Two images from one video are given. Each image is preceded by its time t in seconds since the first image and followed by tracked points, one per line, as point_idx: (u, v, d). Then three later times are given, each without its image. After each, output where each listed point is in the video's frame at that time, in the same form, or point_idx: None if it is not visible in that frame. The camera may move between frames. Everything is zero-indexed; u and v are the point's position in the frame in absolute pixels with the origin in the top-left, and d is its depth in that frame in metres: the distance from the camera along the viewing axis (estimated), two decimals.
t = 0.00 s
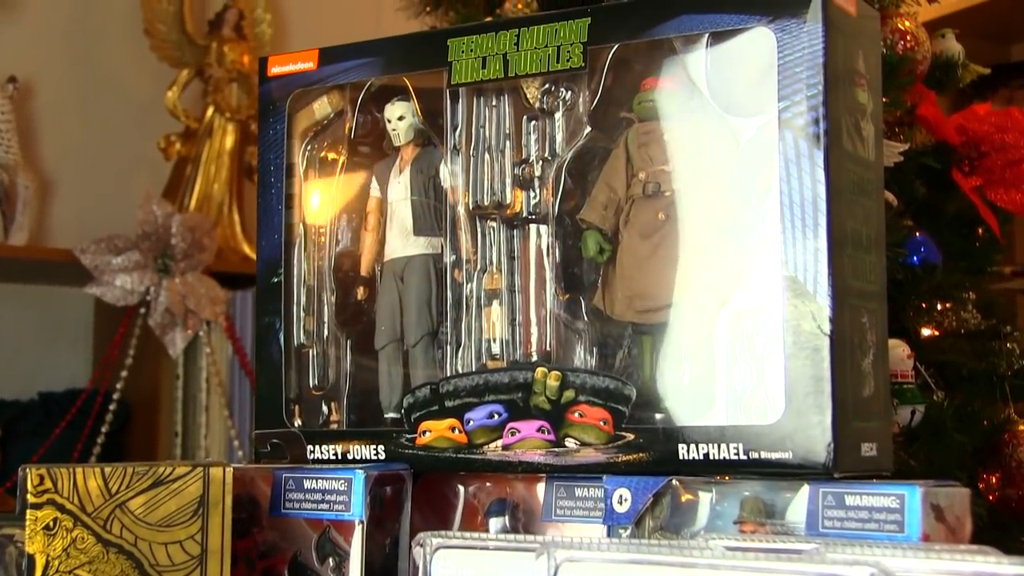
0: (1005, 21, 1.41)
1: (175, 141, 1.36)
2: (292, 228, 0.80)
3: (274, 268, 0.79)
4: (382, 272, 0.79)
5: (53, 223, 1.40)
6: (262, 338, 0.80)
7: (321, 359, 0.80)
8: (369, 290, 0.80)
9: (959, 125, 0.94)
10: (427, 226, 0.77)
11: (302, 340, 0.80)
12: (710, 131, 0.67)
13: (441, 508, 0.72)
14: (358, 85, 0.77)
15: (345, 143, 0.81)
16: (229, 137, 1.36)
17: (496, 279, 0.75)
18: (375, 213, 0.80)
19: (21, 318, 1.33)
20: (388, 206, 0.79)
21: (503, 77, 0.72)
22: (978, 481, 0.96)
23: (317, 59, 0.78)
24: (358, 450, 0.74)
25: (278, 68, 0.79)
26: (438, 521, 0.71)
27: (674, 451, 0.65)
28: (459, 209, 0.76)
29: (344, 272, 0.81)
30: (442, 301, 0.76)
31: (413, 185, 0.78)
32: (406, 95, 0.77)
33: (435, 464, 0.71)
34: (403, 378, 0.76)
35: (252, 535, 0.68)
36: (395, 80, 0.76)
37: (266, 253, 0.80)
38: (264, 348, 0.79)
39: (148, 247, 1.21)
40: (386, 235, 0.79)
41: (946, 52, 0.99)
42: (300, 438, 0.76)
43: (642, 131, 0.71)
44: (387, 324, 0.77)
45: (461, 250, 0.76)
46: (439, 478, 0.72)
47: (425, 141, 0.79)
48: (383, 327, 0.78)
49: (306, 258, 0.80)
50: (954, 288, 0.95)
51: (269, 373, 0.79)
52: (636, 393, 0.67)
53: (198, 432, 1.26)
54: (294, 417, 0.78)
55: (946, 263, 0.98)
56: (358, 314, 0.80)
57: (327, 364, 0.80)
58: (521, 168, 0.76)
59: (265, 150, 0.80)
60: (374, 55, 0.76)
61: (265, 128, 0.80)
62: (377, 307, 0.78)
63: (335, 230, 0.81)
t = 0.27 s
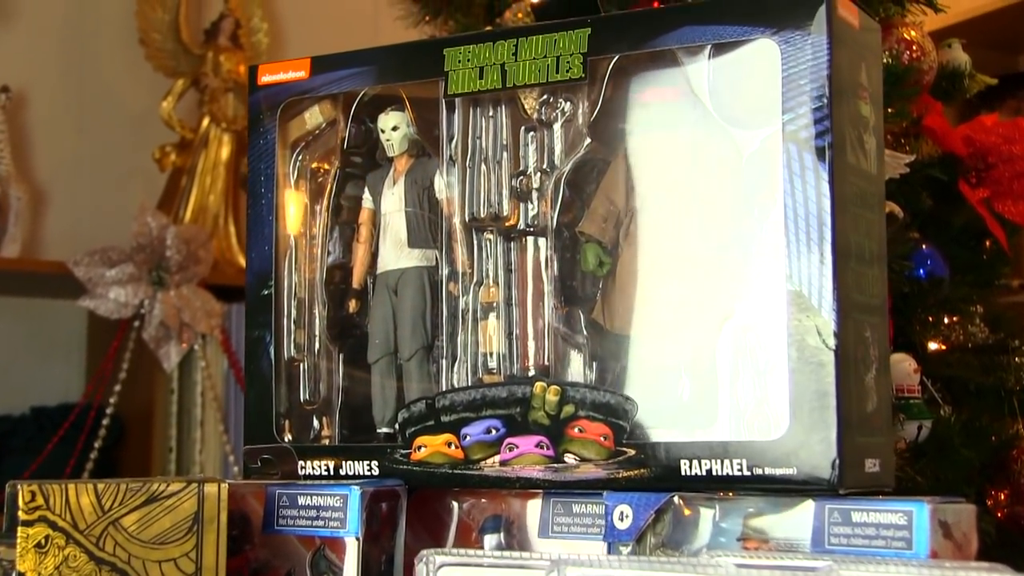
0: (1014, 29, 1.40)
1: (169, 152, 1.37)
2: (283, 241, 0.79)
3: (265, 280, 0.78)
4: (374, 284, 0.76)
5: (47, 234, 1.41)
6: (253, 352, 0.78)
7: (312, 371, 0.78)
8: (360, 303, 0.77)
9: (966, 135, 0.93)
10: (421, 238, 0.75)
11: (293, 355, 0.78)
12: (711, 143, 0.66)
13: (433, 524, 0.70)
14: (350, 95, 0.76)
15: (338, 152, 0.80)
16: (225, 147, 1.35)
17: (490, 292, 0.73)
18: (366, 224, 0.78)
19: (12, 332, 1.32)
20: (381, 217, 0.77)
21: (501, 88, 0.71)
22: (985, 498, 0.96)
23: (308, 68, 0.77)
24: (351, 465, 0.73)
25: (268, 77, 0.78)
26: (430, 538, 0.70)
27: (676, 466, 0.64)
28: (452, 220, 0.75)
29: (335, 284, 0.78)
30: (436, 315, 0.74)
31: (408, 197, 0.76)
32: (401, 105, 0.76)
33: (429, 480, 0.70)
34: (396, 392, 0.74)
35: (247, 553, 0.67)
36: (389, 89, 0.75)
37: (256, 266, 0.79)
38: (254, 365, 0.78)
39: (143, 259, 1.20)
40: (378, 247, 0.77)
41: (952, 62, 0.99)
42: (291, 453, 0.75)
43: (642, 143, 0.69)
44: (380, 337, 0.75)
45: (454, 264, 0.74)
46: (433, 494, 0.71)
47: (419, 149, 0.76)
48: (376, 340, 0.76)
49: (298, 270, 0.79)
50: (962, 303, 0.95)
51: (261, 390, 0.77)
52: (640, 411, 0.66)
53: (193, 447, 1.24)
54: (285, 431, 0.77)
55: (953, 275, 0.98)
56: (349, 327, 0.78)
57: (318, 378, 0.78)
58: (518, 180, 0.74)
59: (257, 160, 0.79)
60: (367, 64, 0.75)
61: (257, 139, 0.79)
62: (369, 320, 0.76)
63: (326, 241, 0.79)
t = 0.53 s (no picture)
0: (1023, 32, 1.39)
1: (163, 156, 1.35)
2: (272, 244, 0.77)
3: (255, 285, 0.76)
4: (367, 290, 0.75)
5: (38, 237, 1.41)
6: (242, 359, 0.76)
7: (303, 377, 0.76)
8: (351, 308, 0.75)
9: (973, 139, 0.92)
10: (415, 242, 0.74)
11: (283, 360, 0.76)
12: (713, 147, 0.65)
13: (426, 535, 0.68)
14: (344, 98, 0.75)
15: (330, 155, 0.77)
16: (220, 151, 1.33)
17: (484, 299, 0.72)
18: (358, 228, 0.76)
19: (4, 336, 1.31)
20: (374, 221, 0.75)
21: (499, 90, 0.70)
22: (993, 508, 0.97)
23: (299, 68, 0.75)
24: (343, 474, 0.72)
25: (258, 77, 0.76)
26: (423, 550, 0.68)
27: (678, 474, 0.63)
28: (446, 225, 0.73)
29: (326, 289, 0.76)
30: (431, 320, 0.73)
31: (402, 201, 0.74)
32: (397, 108, 0.74)
33: (424, 490, 0.69)
34: (390, 399, 0.73)
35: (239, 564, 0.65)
36: (384, 91, 0.73)
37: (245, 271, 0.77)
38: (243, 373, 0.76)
39: (137, 265, 1.19)
40: (371, 251, 0.75)
41: (959, 64, 0.99)
42: (282, 462, 0.73)
43: (643, 146, 0.67)
44: (372, 343, 0.74)
45: (447, 269, 0.73)
46: (425, 503, 0.69)
47: (413, 151, 0.75)
48: (368, 345, 0.74)
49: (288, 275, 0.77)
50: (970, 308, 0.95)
51: (247, 396, 0.76)
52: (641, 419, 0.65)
53: (187, 455, 1.23)
54: (274, 439, 0.75)
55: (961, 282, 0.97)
56: (339, 333, 0.75)
57: (309, 385, 0.76)
58: (515, 184, 0.72)
59: (245, 163, 0.77)
60: (362, 65, 0.73)
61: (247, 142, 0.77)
62: (361, 325, 0.74)
63: (319, 246, 0.77)
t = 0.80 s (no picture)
0: None
1: (158, 157, 1.34)
2: (260, 246, 0.74)
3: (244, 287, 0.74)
4: (358, 294, 0.72)
5: (30, 242, 1.40)
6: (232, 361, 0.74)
7: (292, 380, 0.73)
8: (343, 312, 0.72)
9: (981, 140, 0.91)
10: (410, 244, 0.71)
11: (272, 365, 0.74)
12: (715, 150, 0.64)
13: (416, 542, 0.68)
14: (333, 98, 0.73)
15: (321, 156, 0.75)
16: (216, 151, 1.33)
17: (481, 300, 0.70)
18: (349, 229, 0.73)
19: None
20: (367, 223, 0.72)
21: (497, 91, 0.69)
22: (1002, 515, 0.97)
23: (291, 67, 0.73)
24: (337, 480, 0.70)
25: (247, 75, 0.74)
26: (415, 559, 0.67)
27: (681, 481, 0.62)
28: (441, 227, 0.70)
29: (316, 292, 0.73)
30: (426, 323, 0.70)
31: (395, 202, 0.71)
32: (392, 108, 0.72)
33: (418, 497, 0.68)
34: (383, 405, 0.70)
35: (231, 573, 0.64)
36: (378, 90, 0.72)
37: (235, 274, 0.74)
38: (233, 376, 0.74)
39: (131, 268, 1.18)
40: (363, 253, 0.72)
41: (967, 64, 0.98)
42: (274, 467, 0.72)
43: (644, 146, 0.66)
44: (365, 347, 0.71)
45: (442, 271, 0.70)
46: (414, 509, 0.68)
47: (410, 149, 0.72)
48: (361, 350, 0.71)
49: (278, 277, 0.74)
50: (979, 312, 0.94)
51: (237, 402, 0.73)
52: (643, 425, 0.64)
53: (182, 461, 1.21)
54: (263, 445, 0.73)
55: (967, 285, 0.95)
56: (331, 338, 0.73)
57: (299, 389, 0.73)
58: (513, 184, 0.69)
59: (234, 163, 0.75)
60: (354, 64, 0.72)
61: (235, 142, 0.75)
62: (353, 330, 0.72)
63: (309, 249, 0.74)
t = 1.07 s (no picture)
0: None
1: (153, 159, 1.34)
2: (248, 247, 0.73)
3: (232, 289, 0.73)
4: (349, 298, 0.71)
5: (22, 247, 1.39)
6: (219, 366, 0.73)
7: (281, 385, 0.72)
8: (331, 314, 0.71)
9: (989, 143, 0.89)
10: (402, 247, 0.69)
11: (259, 369, 0.73)
12: (715, 153, 0.63)
13: (408, 554, 0.65)
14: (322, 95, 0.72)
15: (311, 156, 0.73)
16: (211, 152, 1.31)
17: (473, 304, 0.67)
18: (340, 231, 0.72)
19: None
20: (357, 225, 0.71)
21: (494, 91, 0.68)
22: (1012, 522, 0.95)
23: (280, 65, 0.72)
24: (327, 487, 0.69)
25: (234, 74, 0.74)
26: (405, 570, 0.65)
27: (682, 488, 0.61)
28: (434, 231, 0.69)
29: (306, 295, 0.72)
30: (420, 327, 0.68)
31: (387, 204, 0.70)
32: (384, 108, 0.70)
33: (411, 506, 0.67)
34: (375, 411, 0.69)
35: None
36: (371, 91, 0.70)
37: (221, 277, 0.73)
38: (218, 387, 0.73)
39: (125, 271, 1.17)
40: (354, 256, 0.71)
41: (975, 65, 0.97)
42: (264, 474, 0.71)
43: (644, 148, 0.64)
44: (357, 351, 0.70)
45: (434, 275, 0.68)
46: (407, 520, 0.66)
47: (403, 150, 0.70)
48: (352, 354, 0.70)
49: (268, 280, 0.73)
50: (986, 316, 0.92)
51: (225, 406, 0.73)
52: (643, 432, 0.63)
53: (176, 468, 1.19)
54: (251, 450, 0.72)
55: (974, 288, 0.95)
56: (321, 341, 0.71)
57: (287, 393, 0.72)
58: (509, 186, 0.67)
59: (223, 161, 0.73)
60: (345, 64, 0.71)
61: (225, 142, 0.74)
62: (343, 334, 0.70)
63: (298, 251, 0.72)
